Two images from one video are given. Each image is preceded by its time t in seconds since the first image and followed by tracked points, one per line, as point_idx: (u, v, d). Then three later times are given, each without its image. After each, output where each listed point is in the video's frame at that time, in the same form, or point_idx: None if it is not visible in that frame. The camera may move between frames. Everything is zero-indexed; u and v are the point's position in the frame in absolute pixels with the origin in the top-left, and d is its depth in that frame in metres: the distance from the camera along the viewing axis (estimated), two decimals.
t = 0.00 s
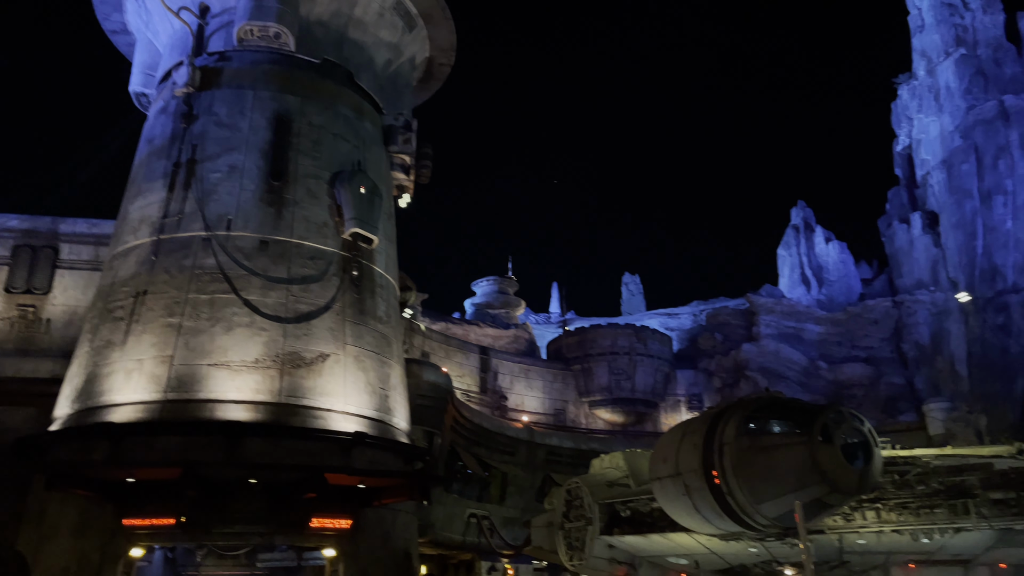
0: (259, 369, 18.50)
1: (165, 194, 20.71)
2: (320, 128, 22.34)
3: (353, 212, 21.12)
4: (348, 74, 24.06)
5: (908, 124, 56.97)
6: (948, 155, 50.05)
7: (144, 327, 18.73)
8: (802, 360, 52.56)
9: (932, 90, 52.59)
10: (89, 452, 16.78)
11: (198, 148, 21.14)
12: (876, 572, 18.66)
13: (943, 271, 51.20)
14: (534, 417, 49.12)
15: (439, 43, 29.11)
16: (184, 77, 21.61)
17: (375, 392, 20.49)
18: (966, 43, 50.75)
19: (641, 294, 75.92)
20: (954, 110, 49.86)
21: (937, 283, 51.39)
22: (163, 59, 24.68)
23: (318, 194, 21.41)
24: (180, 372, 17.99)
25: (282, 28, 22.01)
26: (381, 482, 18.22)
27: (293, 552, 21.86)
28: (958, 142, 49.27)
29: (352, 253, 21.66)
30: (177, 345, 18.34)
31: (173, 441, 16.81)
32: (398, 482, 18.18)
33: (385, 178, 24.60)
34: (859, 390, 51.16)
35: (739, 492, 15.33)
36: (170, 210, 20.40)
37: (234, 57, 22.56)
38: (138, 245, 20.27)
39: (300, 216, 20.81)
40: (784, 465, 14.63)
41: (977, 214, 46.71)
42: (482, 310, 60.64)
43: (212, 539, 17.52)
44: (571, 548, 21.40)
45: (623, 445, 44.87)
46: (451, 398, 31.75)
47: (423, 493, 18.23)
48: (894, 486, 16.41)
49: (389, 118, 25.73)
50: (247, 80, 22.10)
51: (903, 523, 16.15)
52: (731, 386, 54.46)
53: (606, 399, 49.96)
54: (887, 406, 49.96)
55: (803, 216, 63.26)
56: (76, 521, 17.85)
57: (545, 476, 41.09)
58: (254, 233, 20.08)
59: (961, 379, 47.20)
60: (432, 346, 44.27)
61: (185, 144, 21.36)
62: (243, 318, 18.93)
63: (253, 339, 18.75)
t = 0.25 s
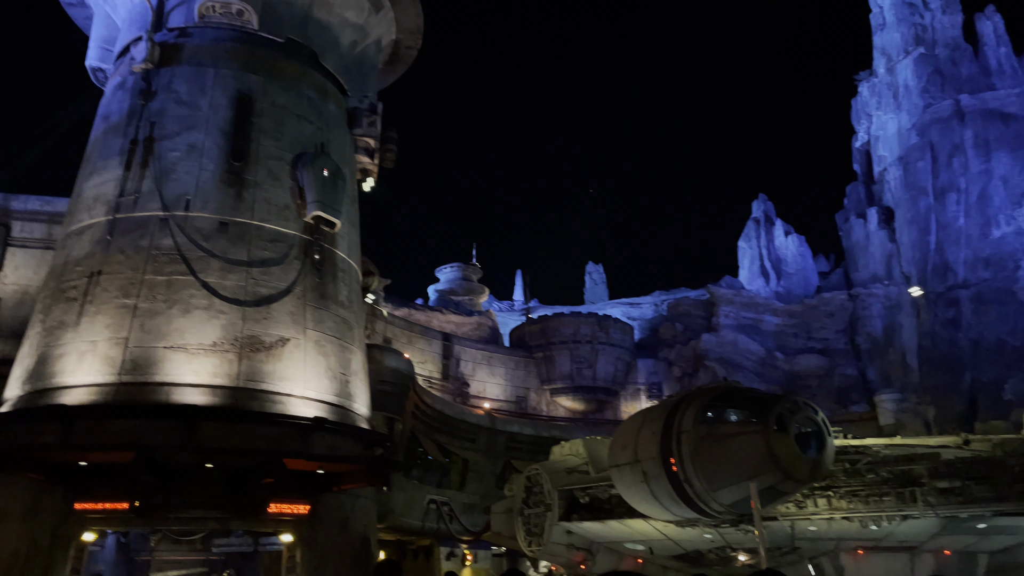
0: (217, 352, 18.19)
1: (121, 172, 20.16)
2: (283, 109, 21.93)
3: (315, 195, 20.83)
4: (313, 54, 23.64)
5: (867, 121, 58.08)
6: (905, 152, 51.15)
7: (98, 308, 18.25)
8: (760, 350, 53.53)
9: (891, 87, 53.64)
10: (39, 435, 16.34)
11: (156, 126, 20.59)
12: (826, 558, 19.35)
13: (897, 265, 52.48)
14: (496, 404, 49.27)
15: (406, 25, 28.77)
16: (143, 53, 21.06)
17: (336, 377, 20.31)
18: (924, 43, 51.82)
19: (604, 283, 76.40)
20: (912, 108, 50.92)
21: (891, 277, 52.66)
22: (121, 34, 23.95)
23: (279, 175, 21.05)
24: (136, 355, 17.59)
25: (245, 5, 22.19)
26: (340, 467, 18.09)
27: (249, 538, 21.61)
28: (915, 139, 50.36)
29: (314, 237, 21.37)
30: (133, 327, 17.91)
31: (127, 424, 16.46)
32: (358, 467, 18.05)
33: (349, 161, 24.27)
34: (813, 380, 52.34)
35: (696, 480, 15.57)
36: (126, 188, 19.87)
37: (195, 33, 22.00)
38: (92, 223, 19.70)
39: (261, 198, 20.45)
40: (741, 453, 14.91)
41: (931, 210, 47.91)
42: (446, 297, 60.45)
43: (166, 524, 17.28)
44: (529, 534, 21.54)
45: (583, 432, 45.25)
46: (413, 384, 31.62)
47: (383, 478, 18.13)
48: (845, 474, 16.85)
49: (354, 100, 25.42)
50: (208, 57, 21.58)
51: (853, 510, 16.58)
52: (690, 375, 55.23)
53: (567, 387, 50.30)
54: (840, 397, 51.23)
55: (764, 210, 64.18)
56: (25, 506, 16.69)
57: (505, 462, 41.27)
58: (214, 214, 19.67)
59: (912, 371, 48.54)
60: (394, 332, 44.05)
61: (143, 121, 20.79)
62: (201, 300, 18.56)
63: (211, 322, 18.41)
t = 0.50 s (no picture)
0: (176, 340, 17.84)
1: (80, 155, 19.61)
2: (247, 93, 21.52)
3: (279, 182, 20.50)
4: (279, 39, 23.22)
5: (830, 120, 59.02)
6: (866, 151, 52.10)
7: (54, 293, 17.77)
8: (722, 344, 54.25)
9: (854, 87, 54.56)
10: None
11: (116, 108, 20.06)
12: (782, 549, 19.64)
13: (857, 263, 53.52)
14: (461, 395, 49.24)
15: (374, 11, 28.41)
16: (103, 32, 20.49)
17: (298, 367, 20.07)
18: (887, 44, 52.78)
19: (571, 276, 76.69)
20: (874, 108, 51.84)
21: (850, 274, 53.71)
22: (80, 13, 23.25)
23: (243, 161, 20.67)
24: (92, 342, 17.18)
25: None
26: (302, 458, 17.88)
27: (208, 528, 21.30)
28: (876, 139, 51.31)
29: (277, 224, 21.03)
30: (89, 313, 17.48)
31: (83, 412, 16.09)
32: (320, 457, 17.86)
33: (314, 148, 23.93)
34: (774, 374, 53.26)
35: (657, 471, 15.74)
36: (84, 171, 19.34)
37: (157, 14, 21.46)
38: (49, 207, 19.14)
39: (223, 184, 20.06)
40: (701, 446, 15.10)
41: (890, 209, 48.95)
42: (411, 287, 60.12)
43: (123, 514, 17.08)
44: (492, 525, 21.57)
45: (547, 424, 45.43)
46: (377, 374, 31.41)
47: (346, 469, 17.96)
48: (802, 466, 17.17)
49: (320, 87, 25.07)
50: (171, 39, 21.07)
51: (809, 501, 16.92)
52: (653, 368, 55.76)
53: (532, 378, 50.46)
54: (799, 390, 52.23)
55: (728, 206, 64.92)
56: None
57: (469, 453, 41.26)
58: (175, 199, 19.26)
59: (868, 366, 49.63)
60: (358, 322, 43.72)
61: (103, 103, 20.23)
62: (161, 287, 18.17)
63: (171, 309, 18.04)
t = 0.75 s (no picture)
0: (133, 329, 17.46)
1: (35, 138, 19.03)
2: (210, 80, 21.08)
3: (242, 169, 20.14)
4: (243, 25, 22.76)
5: (792, 121, 60.00)
6: (827, 152, 53.06)
7: (6, 279, 17.22)
8: (684, 340, 54.90)
9: (816, 89, 55.51)
10: None
11: (74, 91, 19.49)
12: (739, 542, 19.95)
13: (816, 262, 54.52)
14: (424, 388, 49.09)
15: None
16: (62, 13, 20.01)
17: (259, 358, 19.77)
18: (850, 47, 53.81)
19: (536, 271, 76.84)
20: (836, 110, 52.81)
21: (810, 273, 54.68)
22: None
23: (204, 148, 20.26)
24: (46, 330, 16.74)
25: None
26: (261, 450, 17.61)
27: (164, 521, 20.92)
28: (837, 140, 52.21)
29: (239, 213, 20.65)
30: (43, 301, 17.00)
31: (35, 402, 15.69)
32: (280, 450, 17.62)
33: (278, 137, 23.55)
34: (734, 370, 54.08)
35: (618, 465, 15.85)
36: (40, 155, 18.77)
37: None
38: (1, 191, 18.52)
39: (184, 171, 19.65)
40: (662, 439, 15.31)
41: (849, 210, 50.00)
42: (376, 280, 59.65)
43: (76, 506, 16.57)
44: (453, 519, 21.58)
45: (511, 418, 45.56)
46: (340, 366, 31.13)
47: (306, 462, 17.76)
48: (760, 461, 17.49)
49: (286, 74, 24.68)
50: (132, 22, 20.56)
51: (766, 496, 17.22)
52: (617, 363, 56.18)
53: (496, 372, 50.52)
54: (758, 387, 53.17)
55: (693, 203, 65.53)
56: None
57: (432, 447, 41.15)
58: (133, 185, 18.81)
59: (825, 363, 50.68)
60: (321, 313, 43.31)
61: (60, 86, 19.65)
62: (118, 275, 17.75)
63: (128, 298, 17.64)
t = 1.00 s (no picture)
0: (84, 319, 17.01)
1: None
2: (168, 65, 20.57)
3: (200, 158, 19.73)
4: (203, 10, 22.30)
5: (753, 123, 60.98)
6: (785, 155, 54.06)
7: None
8: (644, 337, 55.50)
9: (776, 92, 56.49)
10: None
11: (27, 74, 18.97)
12: (693, 536, 20.21)
13: (773, 262, 55.47)
14: (384, 382, 48.83)
15: None
16: None
17: (214, 350, 19.42)
18: (809, 52, 54.83)
19: (499, 266, 76.83)
20: (795, 113, 53.78)
21: (767, 272, 55.62)
22: None
23: (161, 135, 19.76)
24: None
25: None
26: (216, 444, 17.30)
27: (115, 514, 20.52)
28: (795, 143, 53.24)
29: (197, 202, 20.21)
30: None
31: None
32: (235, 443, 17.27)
33: (238, 126, 23.10)
34: (692, 367, 54.84)
35: (576, 460, 15.94)
36: None
37: None
38: None
39: (140, 158, 19.16)
40: (620, 434, 15.47)
41: (806, 211, 51.03)
42: (336, 272, 59.06)
43: (24, 498, 16.43)
44: (411, 514, 21.51)
45: (471, 412, 45.51)
46: (298, 359, 30.74)
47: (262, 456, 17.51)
48: (715, 457, 17.74)
49: (246, 62, 24.18)
50: (87, 4, 20.00)
51: (721, 491, 17.49)
52: (577, 359, 56.57)
53: (457, 367, 50.46)
54: (715, 383, 53.99)
55: (655, 202, 65.97)
56: None
57: (391, 441, 40.94)
58: (87, 171, 18.28)
59: (780, 361, 51.71)
60: (280, 306, 42.76)
61: (12, 68, 19.14)
62: (69, 263, 17.25)
63: (79, 287, 17.16)
